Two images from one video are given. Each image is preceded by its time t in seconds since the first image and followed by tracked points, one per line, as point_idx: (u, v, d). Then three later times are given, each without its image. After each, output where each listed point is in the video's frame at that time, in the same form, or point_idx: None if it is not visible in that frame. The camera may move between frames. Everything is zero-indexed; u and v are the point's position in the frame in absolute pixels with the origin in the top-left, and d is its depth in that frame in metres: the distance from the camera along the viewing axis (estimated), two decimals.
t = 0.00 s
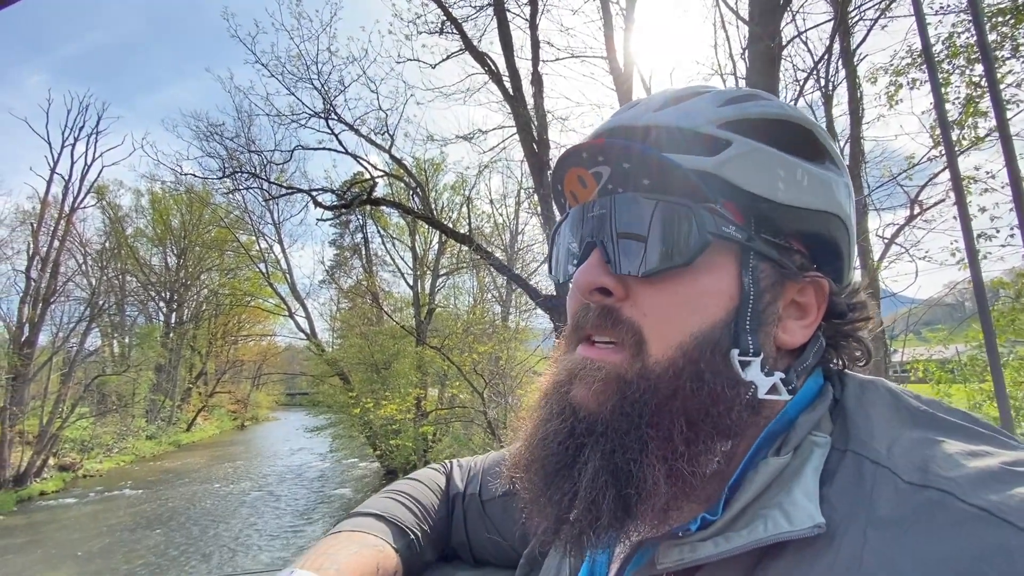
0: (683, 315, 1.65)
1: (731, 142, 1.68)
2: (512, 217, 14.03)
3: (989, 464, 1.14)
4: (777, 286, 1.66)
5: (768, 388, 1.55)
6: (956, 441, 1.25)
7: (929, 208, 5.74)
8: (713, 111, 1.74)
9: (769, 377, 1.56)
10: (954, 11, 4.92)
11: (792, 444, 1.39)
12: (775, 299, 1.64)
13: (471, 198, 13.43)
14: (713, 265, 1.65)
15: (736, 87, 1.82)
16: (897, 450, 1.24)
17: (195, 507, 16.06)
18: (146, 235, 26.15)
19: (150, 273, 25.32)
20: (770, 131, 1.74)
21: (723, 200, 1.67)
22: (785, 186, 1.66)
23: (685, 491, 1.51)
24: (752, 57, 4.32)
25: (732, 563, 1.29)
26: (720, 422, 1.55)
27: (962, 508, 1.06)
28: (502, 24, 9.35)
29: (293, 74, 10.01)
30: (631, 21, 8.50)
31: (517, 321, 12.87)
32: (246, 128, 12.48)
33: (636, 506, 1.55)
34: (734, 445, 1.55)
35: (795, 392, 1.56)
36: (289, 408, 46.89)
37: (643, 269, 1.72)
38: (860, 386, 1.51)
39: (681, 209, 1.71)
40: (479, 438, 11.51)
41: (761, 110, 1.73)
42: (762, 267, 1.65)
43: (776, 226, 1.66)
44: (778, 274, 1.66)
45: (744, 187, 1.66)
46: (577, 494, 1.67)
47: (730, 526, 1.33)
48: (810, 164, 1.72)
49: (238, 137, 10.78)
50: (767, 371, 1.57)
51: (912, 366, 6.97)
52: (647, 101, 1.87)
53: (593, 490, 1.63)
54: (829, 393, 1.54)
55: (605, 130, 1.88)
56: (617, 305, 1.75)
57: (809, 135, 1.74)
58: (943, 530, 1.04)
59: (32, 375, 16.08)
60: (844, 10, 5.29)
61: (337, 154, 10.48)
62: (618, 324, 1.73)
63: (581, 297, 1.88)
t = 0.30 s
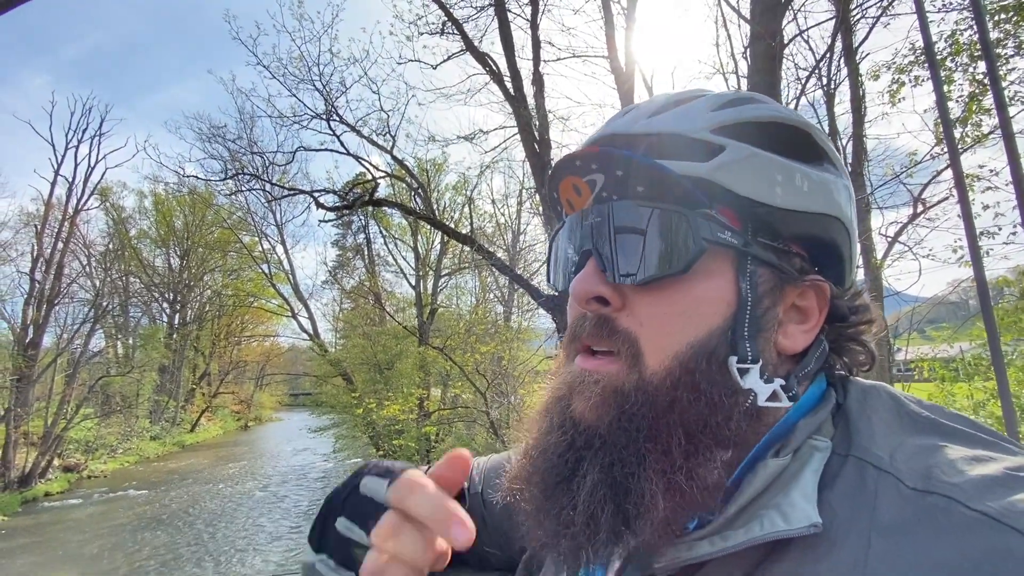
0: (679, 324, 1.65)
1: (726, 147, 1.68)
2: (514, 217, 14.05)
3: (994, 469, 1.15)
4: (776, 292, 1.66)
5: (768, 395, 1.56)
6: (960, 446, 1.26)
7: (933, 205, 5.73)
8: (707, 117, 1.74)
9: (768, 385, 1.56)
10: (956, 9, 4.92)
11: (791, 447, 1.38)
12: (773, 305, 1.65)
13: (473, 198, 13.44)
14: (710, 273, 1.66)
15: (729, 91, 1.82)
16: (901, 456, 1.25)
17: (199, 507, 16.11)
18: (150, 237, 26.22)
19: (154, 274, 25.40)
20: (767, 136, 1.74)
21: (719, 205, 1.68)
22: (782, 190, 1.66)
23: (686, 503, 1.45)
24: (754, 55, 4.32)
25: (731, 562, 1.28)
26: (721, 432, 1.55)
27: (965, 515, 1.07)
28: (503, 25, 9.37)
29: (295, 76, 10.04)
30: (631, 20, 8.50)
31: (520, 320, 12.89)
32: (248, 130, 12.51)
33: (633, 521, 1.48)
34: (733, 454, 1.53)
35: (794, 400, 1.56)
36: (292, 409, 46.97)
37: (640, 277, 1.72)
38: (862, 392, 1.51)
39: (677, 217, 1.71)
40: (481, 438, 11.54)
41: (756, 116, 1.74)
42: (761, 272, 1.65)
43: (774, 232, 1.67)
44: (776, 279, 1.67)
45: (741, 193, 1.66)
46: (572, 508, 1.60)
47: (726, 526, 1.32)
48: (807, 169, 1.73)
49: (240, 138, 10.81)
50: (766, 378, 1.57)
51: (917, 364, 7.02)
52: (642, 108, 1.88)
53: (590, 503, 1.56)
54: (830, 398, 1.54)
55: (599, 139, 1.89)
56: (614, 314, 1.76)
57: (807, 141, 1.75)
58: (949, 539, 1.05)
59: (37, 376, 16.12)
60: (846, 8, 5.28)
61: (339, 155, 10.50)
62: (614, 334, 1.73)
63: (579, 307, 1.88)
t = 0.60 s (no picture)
0: (662, 347, 1.61)
1: (698, 164, 1.61)
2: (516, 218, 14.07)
3: (996, 469, 1.16)
4: (762, 300, 1.61)
5: (759, 407, 1.53)
6: (960, 445, 1.28)
7: (935, 204, 5.73)
8: (678, 130, 1.67)
9: (757, 397, 1.53)
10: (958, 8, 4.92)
11: (793, 447, 1.40)
12: (759, 314, 1.60)
13: (474, 200, 13.45)
14: (692, 290, 1.61)
15: (701, 92, 1.75)
16: (901, 454, 1.26)
17: (202, 509, 16.15)
18: (153, 239, 26.30)
19: (157, 277, 25.48)
20: (739, 142, 1.67)
21: (698, 220, 1.61)
22: (761, 199, 1.61)
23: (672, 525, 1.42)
24: (754, 55, 4.33)
25: (736, 561, 1.32)
26: (706, 450, 1.51)
27: (966, 514, 1.08)
28: (503, 26, 9.39)
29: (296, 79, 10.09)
30: (632, 21, 8.53)
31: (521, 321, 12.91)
32: (250, 133, 12.55)
33: (619, 543, 1.46)
34: (727, 467, 1.51)
35: (785, 408, 1.53)
36: (295, 411, 47.03)
37: (621, 299, 1.67)
38: (863, 393, 1.53)
39: (653, 241, 1.65)
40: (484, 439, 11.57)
41: (726, 121, 1.67)
42: (745, 283, 1.60)
43: (757, 241, 1.61)
44: (762, 286, 1.62)
45: (717, 208, 1.60)
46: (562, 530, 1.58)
47: (729, 525, 1.36)
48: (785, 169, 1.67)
49: (242, 141, 10.86)
50: (755, 392, 1.54)
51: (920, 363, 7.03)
52: (609, 121, 1.78)
53: (578, 524, 1.54)
54: (832, 397, 1.56)
55: (569, 161, 1.80)
56: (598, 338, 1.71)
57: (782, 137, 1.71)
58: (949, 537, 1.06)
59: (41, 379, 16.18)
60: (847, 7, 5.30)
61: (341, 157, 10.53)
62: (598, 359, 1.68)
63: (565, 330, 1.82)
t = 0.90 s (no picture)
0: (616, 354, 1.65)
1: (632, 175, 1.65)
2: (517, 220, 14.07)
3: (986, 475, 1.18)
4: (723, 300, 1.60)
5: (725, 406, 1.53)
6: (952, 452, 1.31)
7: (937, 205, 5.73)
8: (611, 146, 1.73)
9: (723, 396, 1.52)
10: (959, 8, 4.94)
11: (784, 451, 1.40)
12: (719, 315, 1.59)
13: (476, 202, 13.47)
14: (642, 295, 1.63)
15: (636, 107, 1.81)
16: (893, 460, 1.28)
17: (205, 512, 16.15)
18: (155, 242, 26.36)
19: (160, 280, 25.55)
20: (678, 146, 1.68)
21: (643, 228, 1.65)
22: (704, 198, 1.61)
23: (636, 526, 1.48)
24: (755, 57, 4.35)
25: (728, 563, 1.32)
26: (668, 454, 1.54)
27: (958, 519, 1.09)
28: (505, 30, 9.43)
29: (298, 82, 10.14)
30: (632, 23, 8.56)
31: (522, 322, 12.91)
32: (251, 136, 12.58)
33: (582, 546, 1.53)
34: (700, 468, 1.53)
35: (753, 404, 1.51)
36: (297, 414, 47.04)
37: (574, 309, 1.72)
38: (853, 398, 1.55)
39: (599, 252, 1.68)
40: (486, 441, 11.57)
41: (665, 129, 1.70)
42: (700, 284, 1.59)
43: (706, 240, 1.60)
44: (721, 286, 1.60)
45: (662, 213, 1.62)
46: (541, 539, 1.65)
47: (719, 530, 1.34)
48: (732, 162, 1.66)
49: (244, 144, 10.88)
50: (719, 390, 1.53)
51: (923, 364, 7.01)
52: (559, 143, 1.88)
53: (549, 530, 1.61)
54: (823, 400, 1.55)
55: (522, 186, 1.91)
56: (563, 349, 1.77)
57: (729, 134, 1.71)
58: (940, 541, 1.07)
59: (44, 381, 16.23)
60: (847, 9, 5.32)
61: (342, 160, 10.56)
62: (562, 370, 1.76)
63: (538, 344, 1.89)
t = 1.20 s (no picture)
0: (625, 342, 1.66)
1: (638, 166, 1.66)
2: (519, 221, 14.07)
3: (990, 474, 1.18)
4: (725, 291, 1.61)
5: (730, 397, 1.54)
6: (953, 450, 1.30)
7: (939, 206, 5.72)
8: (617, 138, 1.74)
9: (727, 386, 1.55)
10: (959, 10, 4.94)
11: (786, 451, 1.40)
12: (723, 306, 1.60)
13: (477, 204, 13.46)
14: (650, 286, 1.65)
15: (641, 104, 1.82)
16: (895, 460, 1.27)
17: (206, 514, 16.15)
18: (158, 245, 26.44)
19: (162, 282, 25.60)
20: (674, 145, 1.69)
21: (648, 219, 1.66)
22: (708, 192, 1.62)
23: (649, 523, 1.46)
24: (755, 60, 4.36)
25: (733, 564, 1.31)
26: (679, 444, 1.54)
27: (959, 518, 1.08)
28: (506, 32, 9.46)
29: (300, 85, 10.18)
30: (633, 25, 8.57)
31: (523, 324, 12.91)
32: (253, 139, 12.62)
33: (594, 544, 1.51)
34: (708, 461, 1.53)
35: (757, 396, 1.54)
36: (299, 416, 47.06)
37: (584, 300, 1.73)
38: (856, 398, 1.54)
39: (606, 241, 1.70)
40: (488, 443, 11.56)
41: (667, 125, 1.71)
42: (703, 274, 1.61)
43: (711, 233, 1.62)
44: (724, 277, 1.61)
45: (666, 202, 1.63)
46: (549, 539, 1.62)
47: (721, 532, 1.35)
48: (732, 160, 1.66)
49: (246, 147, 10.92)
50: (725, 380, 1.55)
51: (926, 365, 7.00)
52: (563, 139, 1.89)
53: (558, 533, 1.59)
54: (825, 400, 1.55)
55: (529, 178, 1.92)
56: (572, 341, 1.78)
57: (727, 132, 1.71)
58: (942, 540, 1.07)
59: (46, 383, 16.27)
60: (847, 11, 5.33)
61: (344, 162, 10.59)
62: (571, 361, 1.76)
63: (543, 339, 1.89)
